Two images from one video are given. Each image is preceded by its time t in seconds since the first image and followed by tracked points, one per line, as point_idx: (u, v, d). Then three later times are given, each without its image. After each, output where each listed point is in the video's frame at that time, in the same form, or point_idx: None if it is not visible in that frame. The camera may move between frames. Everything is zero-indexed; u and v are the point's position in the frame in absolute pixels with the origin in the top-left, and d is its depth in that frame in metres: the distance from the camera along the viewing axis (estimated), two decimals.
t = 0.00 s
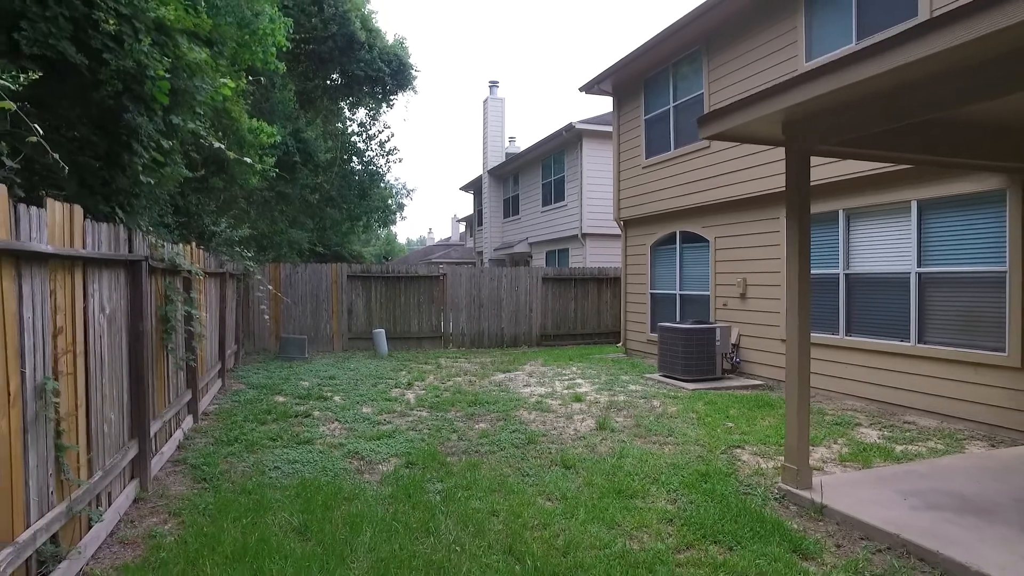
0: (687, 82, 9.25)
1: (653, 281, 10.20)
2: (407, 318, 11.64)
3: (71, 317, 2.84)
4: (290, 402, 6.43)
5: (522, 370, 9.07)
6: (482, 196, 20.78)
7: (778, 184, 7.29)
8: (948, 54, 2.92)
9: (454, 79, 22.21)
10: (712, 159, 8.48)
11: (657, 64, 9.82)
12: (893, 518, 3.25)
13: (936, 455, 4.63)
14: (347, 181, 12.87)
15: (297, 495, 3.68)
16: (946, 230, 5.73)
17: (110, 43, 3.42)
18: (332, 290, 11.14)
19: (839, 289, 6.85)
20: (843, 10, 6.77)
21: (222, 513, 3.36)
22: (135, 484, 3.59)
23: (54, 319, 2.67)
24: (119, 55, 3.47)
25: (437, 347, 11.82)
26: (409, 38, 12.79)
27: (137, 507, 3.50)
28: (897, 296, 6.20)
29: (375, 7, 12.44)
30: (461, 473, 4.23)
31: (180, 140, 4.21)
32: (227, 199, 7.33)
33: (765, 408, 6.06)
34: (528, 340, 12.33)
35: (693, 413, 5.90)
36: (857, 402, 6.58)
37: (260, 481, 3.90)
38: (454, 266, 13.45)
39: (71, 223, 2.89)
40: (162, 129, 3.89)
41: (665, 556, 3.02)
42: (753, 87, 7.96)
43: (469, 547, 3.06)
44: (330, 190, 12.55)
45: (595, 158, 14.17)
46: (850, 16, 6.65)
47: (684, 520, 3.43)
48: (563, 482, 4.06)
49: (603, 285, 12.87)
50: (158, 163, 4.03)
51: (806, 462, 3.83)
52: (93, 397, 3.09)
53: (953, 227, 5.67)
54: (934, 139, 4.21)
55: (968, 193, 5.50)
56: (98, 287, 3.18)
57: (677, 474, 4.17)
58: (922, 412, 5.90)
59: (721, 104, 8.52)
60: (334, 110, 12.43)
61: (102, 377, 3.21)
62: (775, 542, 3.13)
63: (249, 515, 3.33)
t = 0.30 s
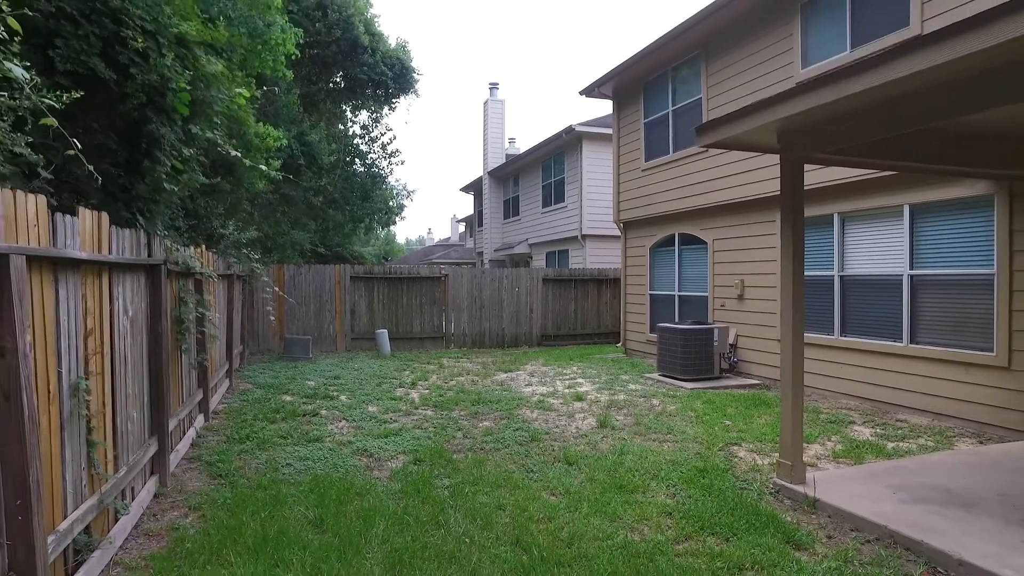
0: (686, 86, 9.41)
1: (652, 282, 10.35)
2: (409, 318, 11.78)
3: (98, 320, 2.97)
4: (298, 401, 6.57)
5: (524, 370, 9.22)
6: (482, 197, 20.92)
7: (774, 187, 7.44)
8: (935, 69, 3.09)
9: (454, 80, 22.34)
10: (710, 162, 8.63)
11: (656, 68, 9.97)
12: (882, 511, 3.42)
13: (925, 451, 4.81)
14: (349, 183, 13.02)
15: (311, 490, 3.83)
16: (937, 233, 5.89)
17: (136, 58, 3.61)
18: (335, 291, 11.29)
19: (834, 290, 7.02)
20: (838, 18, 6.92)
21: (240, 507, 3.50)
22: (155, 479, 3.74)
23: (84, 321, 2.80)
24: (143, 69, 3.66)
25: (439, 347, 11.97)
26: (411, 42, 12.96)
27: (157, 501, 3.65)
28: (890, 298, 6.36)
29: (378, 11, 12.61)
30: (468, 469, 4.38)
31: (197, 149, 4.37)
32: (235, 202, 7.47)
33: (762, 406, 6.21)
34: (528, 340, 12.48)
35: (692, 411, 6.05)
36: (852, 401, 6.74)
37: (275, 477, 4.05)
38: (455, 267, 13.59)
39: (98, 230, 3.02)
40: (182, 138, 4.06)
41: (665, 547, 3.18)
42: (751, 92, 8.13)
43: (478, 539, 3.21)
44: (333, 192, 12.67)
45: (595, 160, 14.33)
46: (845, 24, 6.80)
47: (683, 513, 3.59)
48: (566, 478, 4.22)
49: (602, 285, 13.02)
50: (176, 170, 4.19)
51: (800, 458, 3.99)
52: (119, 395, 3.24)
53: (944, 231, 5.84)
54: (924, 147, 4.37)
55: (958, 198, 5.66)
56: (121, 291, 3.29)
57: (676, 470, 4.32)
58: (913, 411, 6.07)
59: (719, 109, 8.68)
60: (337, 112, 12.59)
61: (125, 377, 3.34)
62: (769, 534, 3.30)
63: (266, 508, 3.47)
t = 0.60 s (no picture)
0: (681, 92, 9.58)
1: (649, 284, 10.51)
2: (408, 320, 11.91)
3: (119, 324, 3.10)
4: (302, 402, 6.70)
5: (522, 371, 9.36)
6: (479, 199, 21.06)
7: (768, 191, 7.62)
8: (923, 86, 3.26)
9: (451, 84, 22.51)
10: (706, 167, 8.80)
11: (652, 75, 10.15)
12: (867, 506, 3.60)
13: (912, 450, 4.98)
14: (349, 186, 13.16)
15: (321, 488, 3.96)
16: (925, 238, 6.06)
17: (155, 73, 3.75)
18: (335, 293, 11.41)
19: (826, 293, 7.19)
20: (829, 28, 7.10)
21: (253, 504, 3.64)
22: (169, 478, 3.86)
23: (107, 325, 2.93)
24: (162, 84, 3.80)
25: (438, 348, 12.10)
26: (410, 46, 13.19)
27: (173, 499, 3.78)
28: (879, 301, 6.54)
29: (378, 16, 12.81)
30: (471, 467, 4.52)
31: (210, 158, 4.52)
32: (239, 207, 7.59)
33: (755, 407, 6.37)
34: (526, 341, 12.62)
35: (687, 411, 6.21)
36: (843, 401, 6.91)
37: (284, 475, 4.19)
38: (453, 269, 13.72)
39: (118, 238, 3.15)
40: (196, 148, 4.19)
41: (662, 541, 3.33)
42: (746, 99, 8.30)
43: (483, 534, 3.35)
44: (332, 195, 12.75)
45: (591, 163, 14.50)
46: (836, 34, 6.98)
47: (679, 509, 3.74)
48: (566, 475, 4.37)
49: (599, 287, 13.17)
50: (190, 179, 4.32)
51: (791, 457, 4.15)
52: (137, 396, 3.37)
53: (931, 236, 6.02)
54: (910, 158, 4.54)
55: (944, 204, 5.84)
56: (139, 296, 3.42)
57: (672, 468, 4.47)
58: (902, 410, 6.24)
59: (715, 114, 8.84)
60: (337, 116, 12.77)
61: (143, 380, 3.47)
62: (761, 528, 3.47)
63: (278, 505, 3.61)
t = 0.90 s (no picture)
0: (670, 98, 9.78)
1: (638, 286, 10.69)
2: (401, 321, 12.03)
3: (129, 328, 3.22)
4: (298, 402, 6.81)
5: (514, 372, 9.50)
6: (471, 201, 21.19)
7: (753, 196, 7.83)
8: (899, 101, 3.48)
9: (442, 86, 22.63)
10: (693, 172, 9.01)
11: (641, 81, 10.35)
12: (845, 499, 3.85)
13: (890, 446, 5.19)
14: (342, 189, 13.32)
15: (321, 485, 4.10)
16: (904, 242, 6.28)
17: (163, 85, 3.88)
18: (329, 295, 11.52)
19: (809, 295, 7.40)
20: (812, 39, 7.31)
21: (256, 500, 3.77)
22: (173, 476, 3.98)
23: (118, 329, 3.05)
24: (169, 95, 3.93)
25: (430, 349, 12.23)
26: (403, 50, 13.38)
27: (177, 496, 3.91)
28: (860, 303, 6.76)
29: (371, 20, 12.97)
30: (465, 465, 4.67)
31: (213, 166, 4.64)
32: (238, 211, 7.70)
33: (741, 406, 6.56)
34: (518, 342, 12.77)
35: (675, 410, 6.39)
36: (825, 400, 7.13)
37: (285, 473, 4.32)
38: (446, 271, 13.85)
39: (128, 244, 3.25)
40: (200, 157, 4.32)
41: (649, 533, 3.50)
42: (732, 106, 8.50)
43: (478, 527, 3.50)
44: (326, 197, 12.93)
45: (582, 166, 14.69)
46: (819, 45, 7.19)
47: (665, 503, 3.92)
48: (557, 472, 4.52)
49: (590, 289, 13.35)
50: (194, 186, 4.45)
51: (773, 453, 4.35)
52: (145, 397, 3.49)
53: (908, 240, 6.24)
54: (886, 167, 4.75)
55: (921, 210, 6.07)
56: (146, 301, 3.54)
57: (660, 465, 4.64)
58: (881, 409, 6.46)
59: (702, 120, 9.05)
60: (331, 119, 12.93)
61: (150, 381, 3.59)
62: (743, 520, 3.67)
63: (281, 500, 3.76)
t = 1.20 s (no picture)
0: (649, 110, 10.03)
1: (619, 292, 10.92)
2: (385, 327, 12.14)
3: (125, 334, 3.34)
4: (284, 407, 6.90)
5: (497, 377, 9.65)
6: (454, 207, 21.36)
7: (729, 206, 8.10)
8: (859, 121, 3.73)
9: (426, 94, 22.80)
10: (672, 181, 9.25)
11: (621, 92, 10.60)
12: (812, 495, 4.12)
13: (857, 446, 5.44)
14: (326, 196, 13.47)
15: (310, 487, 4.23)
16: (871, 250, 6.56)
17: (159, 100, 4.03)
18: (313, 301, 11.60)
19: (782, 302, 7.67)
20: (784, 55, 7.59)
21: (246, 502, 3.89)
22: (164, 479, 4.08)
23: (116, 335, 3.17)
24: (165, 110, 4.08)
25: (414, 355, 12.34)
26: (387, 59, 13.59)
27: (169, 498, 4.01)
28: (829, 309, 7.03)
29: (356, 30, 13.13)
30: (449, 467, 4.82)
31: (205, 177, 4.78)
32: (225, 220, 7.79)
33: (716, 409, 6.78)
34: (500, 348, 12.92)
35: (653, 414, 6.58)
36: (798, 402, 7.38)
37: (274, 476, 4.44)
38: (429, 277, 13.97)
39: (124, 253, 3.36)
40: (193, 169, 4.45)
41: (626, 529, 3.68)
42: (709, 118, 8.77)
43: (462, 525, 3.66)
44: (310, 205, 13.07)
45: (564, 174, 14.92)
46: (791, 60, 7.47)
47: (642, 501, 4.10)
48: (538, 473, 4.69)
49: (571, 295, 13.56)
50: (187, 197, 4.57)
51: (744, 452, 4.56)
52: (139, 401, 3.61)
53: (875, 249, 6.52)
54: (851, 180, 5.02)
55: (887, 220, 6.36)
56: (141, 307, 3.66)
57: (637, 466, 4.83)
58: (850, 410, 6.72)
59: (681, 132, 9.30)
60: (315, 127, 13.06)
61: (144, 385, 3.71)
62: (715, 516, 3.87)
63: (271, 501, 3.89)
